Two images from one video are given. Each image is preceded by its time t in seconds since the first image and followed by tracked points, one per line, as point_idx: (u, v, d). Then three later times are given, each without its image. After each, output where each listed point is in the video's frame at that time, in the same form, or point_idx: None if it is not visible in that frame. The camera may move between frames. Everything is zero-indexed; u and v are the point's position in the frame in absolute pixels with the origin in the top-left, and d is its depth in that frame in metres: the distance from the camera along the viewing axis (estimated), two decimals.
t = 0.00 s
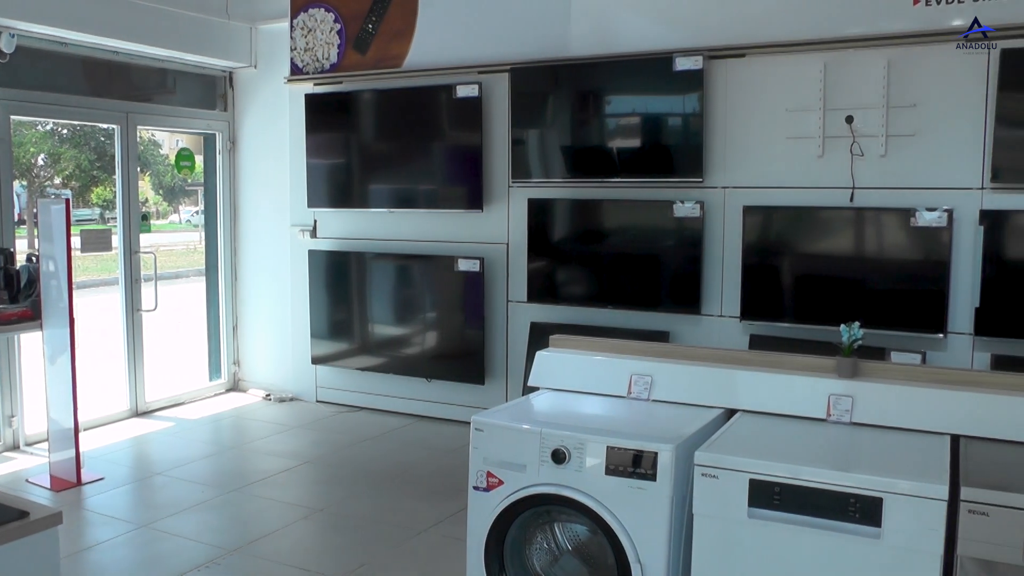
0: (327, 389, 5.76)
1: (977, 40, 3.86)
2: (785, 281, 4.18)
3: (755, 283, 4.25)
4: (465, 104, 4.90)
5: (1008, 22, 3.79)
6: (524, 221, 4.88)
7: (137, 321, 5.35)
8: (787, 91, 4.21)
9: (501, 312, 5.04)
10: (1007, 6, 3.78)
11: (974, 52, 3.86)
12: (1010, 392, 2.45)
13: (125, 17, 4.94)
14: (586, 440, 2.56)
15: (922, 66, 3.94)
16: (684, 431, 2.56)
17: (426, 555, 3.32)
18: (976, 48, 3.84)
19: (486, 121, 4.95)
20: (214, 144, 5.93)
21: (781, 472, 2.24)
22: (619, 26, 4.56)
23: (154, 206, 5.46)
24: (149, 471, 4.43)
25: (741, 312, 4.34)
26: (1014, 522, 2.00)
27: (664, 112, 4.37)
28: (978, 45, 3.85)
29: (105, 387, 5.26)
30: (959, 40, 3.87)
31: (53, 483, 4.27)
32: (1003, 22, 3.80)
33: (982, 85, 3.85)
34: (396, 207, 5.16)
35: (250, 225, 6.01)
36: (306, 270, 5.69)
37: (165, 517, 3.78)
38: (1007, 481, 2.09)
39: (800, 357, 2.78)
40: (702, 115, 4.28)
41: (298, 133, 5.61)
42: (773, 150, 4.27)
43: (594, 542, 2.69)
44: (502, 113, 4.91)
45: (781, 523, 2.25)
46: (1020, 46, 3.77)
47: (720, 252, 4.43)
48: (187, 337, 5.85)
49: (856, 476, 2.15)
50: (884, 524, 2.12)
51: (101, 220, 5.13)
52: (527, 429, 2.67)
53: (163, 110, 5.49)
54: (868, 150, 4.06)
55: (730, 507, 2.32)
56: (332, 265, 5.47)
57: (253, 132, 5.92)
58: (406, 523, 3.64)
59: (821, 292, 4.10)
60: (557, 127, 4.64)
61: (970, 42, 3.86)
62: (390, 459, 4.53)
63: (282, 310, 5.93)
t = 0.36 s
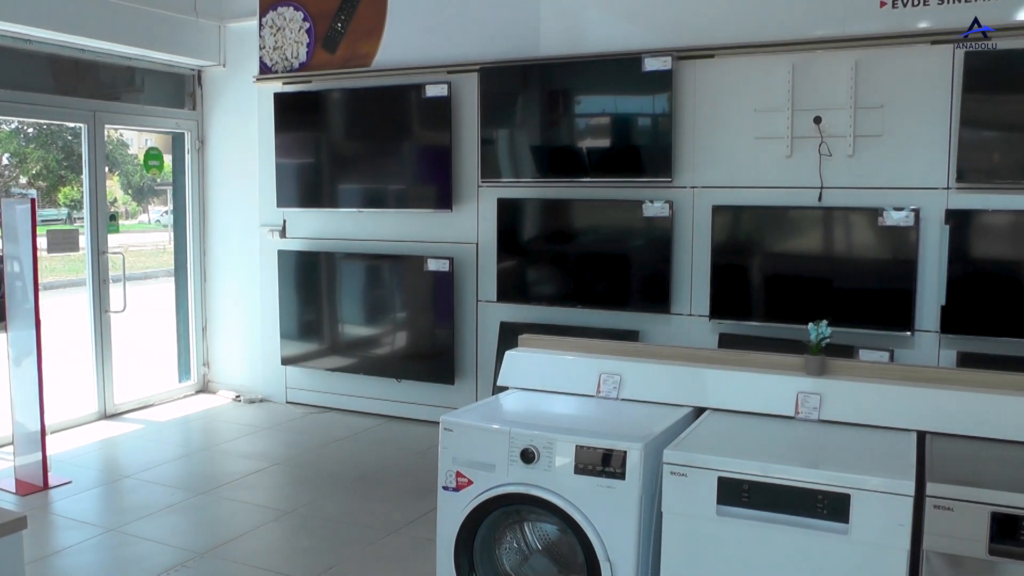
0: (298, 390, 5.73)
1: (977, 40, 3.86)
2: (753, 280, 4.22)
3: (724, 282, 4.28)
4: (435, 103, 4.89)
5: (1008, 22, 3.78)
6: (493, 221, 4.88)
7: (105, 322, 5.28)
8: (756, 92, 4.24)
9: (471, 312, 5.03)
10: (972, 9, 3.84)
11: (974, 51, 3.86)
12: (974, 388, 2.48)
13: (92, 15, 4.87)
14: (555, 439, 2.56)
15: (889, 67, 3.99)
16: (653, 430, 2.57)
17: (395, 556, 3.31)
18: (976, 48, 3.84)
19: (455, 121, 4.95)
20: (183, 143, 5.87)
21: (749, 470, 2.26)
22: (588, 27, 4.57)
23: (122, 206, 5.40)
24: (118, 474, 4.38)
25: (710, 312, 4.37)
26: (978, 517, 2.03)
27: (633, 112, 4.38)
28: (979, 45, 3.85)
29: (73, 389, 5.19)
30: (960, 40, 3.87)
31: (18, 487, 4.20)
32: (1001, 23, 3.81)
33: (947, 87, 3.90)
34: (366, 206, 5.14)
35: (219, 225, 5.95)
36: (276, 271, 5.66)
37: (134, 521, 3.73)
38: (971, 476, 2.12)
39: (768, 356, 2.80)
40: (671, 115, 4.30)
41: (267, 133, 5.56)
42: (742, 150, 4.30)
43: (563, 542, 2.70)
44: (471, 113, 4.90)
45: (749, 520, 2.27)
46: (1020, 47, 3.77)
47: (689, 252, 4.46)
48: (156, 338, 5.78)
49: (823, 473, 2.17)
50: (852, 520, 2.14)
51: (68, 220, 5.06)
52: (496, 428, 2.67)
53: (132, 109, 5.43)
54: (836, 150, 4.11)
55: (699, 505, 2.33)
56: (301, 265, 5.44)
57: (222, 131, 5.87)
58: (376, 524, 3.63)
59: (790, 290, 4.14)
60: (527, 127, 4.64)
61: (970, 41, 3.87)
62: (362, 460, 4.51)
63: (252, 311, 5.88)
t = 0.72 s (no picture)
0: (269, 391, 5.70)
1: (976, 40, 3.85)
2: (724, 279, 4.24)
3: (695, 281, 4.30)
4: (406, 103, 4.88)
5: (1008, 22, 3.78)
6: (465, 221, 4.88)
7: (75, 324, 5.22)
8: (727, 92, 4.26)
9: (443, 312, 5.02)
10: (939, 11, 3.88)
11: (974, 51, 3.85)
12: (942, 386, 2.51)
13: (60, 13, 4.81)
14: (527, 438, 2.56)
15: (859, 69, 4.03)
16: (624, 429, 2.58)
17: (367, 557, 3.29)
18: (976, 48, 3.84)
19: (426, 120, 4.93)
20: (153, 142, 5.81)
21: (719, 468, 2.27)
22: (560, 27, 4.57)
23: (92, 206, 5.34)
24: (88, 477, 4.32)
25: (681, 311, 4.39)
26: (945, 512, 2.05)
27: (604, 112, 4.39)
28: (978, 45, 3.84)
29: (41, 392, 5.12)
30: (960, 40, 3.87)
31: None
32: (1001, 23, 3.80)
33: (915, 88, 3.95)
34: (337, 206, 5.11)
35: (190, 226, 5.90)
36: (246, 271, 5.62)
37: (103, 524, 3.69)
38: (939, 472, 2.15)
39: (739, 354, 2.82)
40: (642, 115, 4.32)
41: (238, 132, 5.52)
42: (713, 151, 4.32)
43: (535, 541, 2.70)
44: (442, 113, 4.90)
45: (719, 518, 2.28)
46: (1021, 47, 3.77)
47: (660, 252, 4.48)
48: (126, 340, 5.72)
49: (793, 471, 2.19)
50: (822, 517, 2.16)
51: (36, 220, 4.99)
52: (467, 428, 2.66)
53: (101, 108, 5.37)
54: (807, 150, 4.14)
55: (670, 503, 2.34)
56: (272, 265, 5.40)
57: (192, 130, 5.81)
58: (348, 525, 3.62)
59: (761, 289, 4.16)
60: (498, 126, 4.64)
61: (969, 41, 3.86)
62: (335, 461, 4.48)
63: (223, 312, 5.83)
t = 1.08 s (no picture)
0: (245, 392, 5.67)
1: (976, 40, 3.86)
2: (699, 278, 4.26)
3: (670, 281, 4.32)
4: (381, 103, 4.86)
5: (1007, 22, 3.79)
6: (440, 221, 4.87)
7: (47, 325, 5.16)
8: (702, 92, 4.28)
9: (418, 312, 5.01)
10: (912, 13, 3.92)
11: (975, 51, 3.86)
12: (914, 383, 2.54)
13: (31, 10, 4.76)
14: (501, 438, 2.56)
15: (832, 70, 4.06)
16: (599, 428, 2.58)
17: (340, 559, 3.28)
18: (976, 48, 3.85)
19: (401, 120, 4.92)
20: (127, 141, 5.76)
21: (693, 467, 2.28)
22: (535, 27, 4.57)
23: (65, 205, 5.29)
24: (60, 479, 4.27)
25: (656, 310, 4.41)
26: (918, 509, 2.07)
27: (579, 112, 4.40)
28: (979, 45, 3.85)
29: (13, 394, 5.06)
30: (961, 40, 3.87)
31: None
32: (1001, 23, 3.81)
33: (887, 89, 3.99)
34: (312, 206, 5.09)
35: (165, 226, 5.85)
36: (221, 271, 5.58)
37: (76, 527, 3.65)
38: (912, 469, 2.17)
39: (714, 354, 2.84)
40: (617, 115, 4.33)
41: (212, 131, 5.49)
42: (687, 151, 4.34)
43: (510, 540, 2.71)
44: (417, 112, 4.88)
45: (694, 516, 2.29)
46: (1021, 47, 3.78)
47: (635, 251, 4.49)
48: (100, 341, 5.67)
49: (767, 469, 2.20)
50: (795, 514, 2.18)
51: (6, 220, 4.94)
52: (441, 429, 2.65)
53: (74, 106, 5.32)
54: (781, 150, 4.17)
55: (645, 502, 2.34)
56: (247, 266, 5.37)
57: (166, 129, 5.76)
58: (323, 526, 3.60)
59: (737, 289, 4.19)
60: (473, 126, 4.63)
61: (970, 41, 3.87)
62: (312, 462, 4.47)
63: (199, 312, 5.79)
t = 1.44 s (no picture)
0: (226, 393, 5.64)
1: (976, 40, 3.86)
2: (680, 278, 4.27)
3: (651, 280, 4.33)
4: (362, 102, 4.85)
5: (1009, 23, 3.80)
6: (421, 221, 4.86)
7: (26, 326, 5.12)
8: (683, 92, 4.29)
9: (399, 312, 5.00)
10: (892, 15, 3.95)
11: (974, 51, 3.86)
12: (894, 381, 2.55)
13: (8, 9, 4.71)
14: (482, 438, 2.56)
15: (813, 70, 4.08)
16: (580, 428, 2.59)
17: (320, 560, 3.27)
18: (976, 48, 3.85)
19: (382, 119, 4.91)
20: (107, 141, 5.71)
21: (674, 466, 2.28)
22: (516, 27, 4.57)
23: (44, 205, 5.25)
24: (39, 481, 4.23)
25: (636, 310, 4.42)
26: (898, 507, 2.09)
27: (561, 112, 4.40)
28: (979, 45, 3.86)
29: None
30: (960, 40, 3.87)
31: None
32: (1001, 23, 3.82)
33: (867, 90, 4.02)
34: (293, 206, 5.07)
35: (145, 226, 5.81)
36: (202, 271, 5.55)
37: (54, 530, 3.62)
38: (891, 467, 2.18)
39: (694, 353, 2.85)
40: (598, 115, 4.33)
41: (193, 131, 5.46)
42: (669, 151, 4.35)
43: (491, 540, 2.71)
44: (398, 111, 4.87)
45: (675, 515, 2.30)
46: (1021, 47, 3.79)
47: (616, 251, 4.50)
48: (80, 342, 5.62)
49: (747, 467, 2.21)
50: (776, 512, 2.19)
51: None
52: (422, 429, 2.65)
53: (53, 105, 5.27)
54: (761, 151, 4.19)
55: (626, 502, 2.35)
56: (228, 266, 5.34)
57: (146, 128, 5.72)
58: (304, 527, 3.59)
59: (719, 288, 4.20)
60: (454, 126, 4.62)
61: (970, 41, 3.87)
62: (293, 463, 4.45)
63: (179, 313, 5.75)
